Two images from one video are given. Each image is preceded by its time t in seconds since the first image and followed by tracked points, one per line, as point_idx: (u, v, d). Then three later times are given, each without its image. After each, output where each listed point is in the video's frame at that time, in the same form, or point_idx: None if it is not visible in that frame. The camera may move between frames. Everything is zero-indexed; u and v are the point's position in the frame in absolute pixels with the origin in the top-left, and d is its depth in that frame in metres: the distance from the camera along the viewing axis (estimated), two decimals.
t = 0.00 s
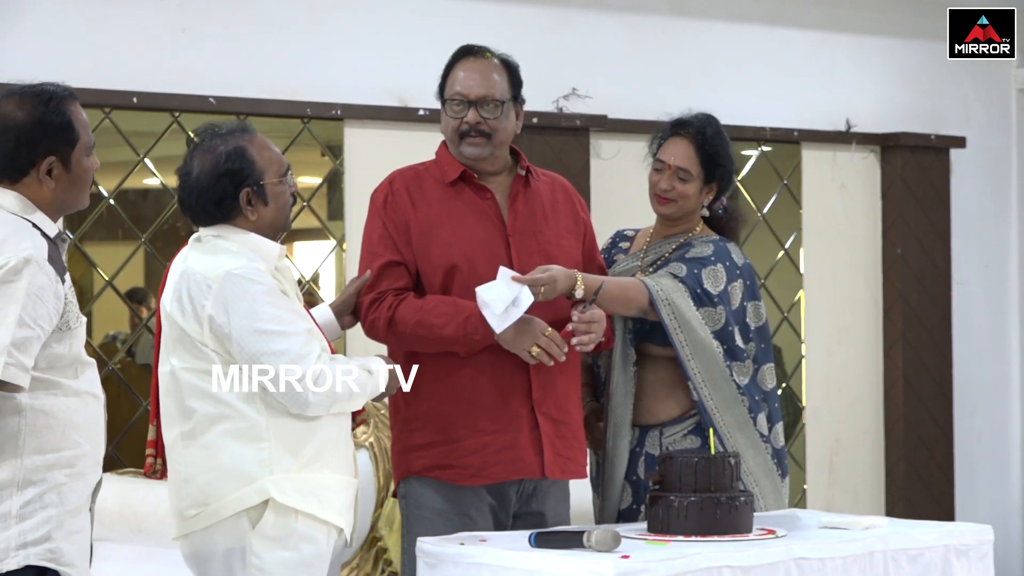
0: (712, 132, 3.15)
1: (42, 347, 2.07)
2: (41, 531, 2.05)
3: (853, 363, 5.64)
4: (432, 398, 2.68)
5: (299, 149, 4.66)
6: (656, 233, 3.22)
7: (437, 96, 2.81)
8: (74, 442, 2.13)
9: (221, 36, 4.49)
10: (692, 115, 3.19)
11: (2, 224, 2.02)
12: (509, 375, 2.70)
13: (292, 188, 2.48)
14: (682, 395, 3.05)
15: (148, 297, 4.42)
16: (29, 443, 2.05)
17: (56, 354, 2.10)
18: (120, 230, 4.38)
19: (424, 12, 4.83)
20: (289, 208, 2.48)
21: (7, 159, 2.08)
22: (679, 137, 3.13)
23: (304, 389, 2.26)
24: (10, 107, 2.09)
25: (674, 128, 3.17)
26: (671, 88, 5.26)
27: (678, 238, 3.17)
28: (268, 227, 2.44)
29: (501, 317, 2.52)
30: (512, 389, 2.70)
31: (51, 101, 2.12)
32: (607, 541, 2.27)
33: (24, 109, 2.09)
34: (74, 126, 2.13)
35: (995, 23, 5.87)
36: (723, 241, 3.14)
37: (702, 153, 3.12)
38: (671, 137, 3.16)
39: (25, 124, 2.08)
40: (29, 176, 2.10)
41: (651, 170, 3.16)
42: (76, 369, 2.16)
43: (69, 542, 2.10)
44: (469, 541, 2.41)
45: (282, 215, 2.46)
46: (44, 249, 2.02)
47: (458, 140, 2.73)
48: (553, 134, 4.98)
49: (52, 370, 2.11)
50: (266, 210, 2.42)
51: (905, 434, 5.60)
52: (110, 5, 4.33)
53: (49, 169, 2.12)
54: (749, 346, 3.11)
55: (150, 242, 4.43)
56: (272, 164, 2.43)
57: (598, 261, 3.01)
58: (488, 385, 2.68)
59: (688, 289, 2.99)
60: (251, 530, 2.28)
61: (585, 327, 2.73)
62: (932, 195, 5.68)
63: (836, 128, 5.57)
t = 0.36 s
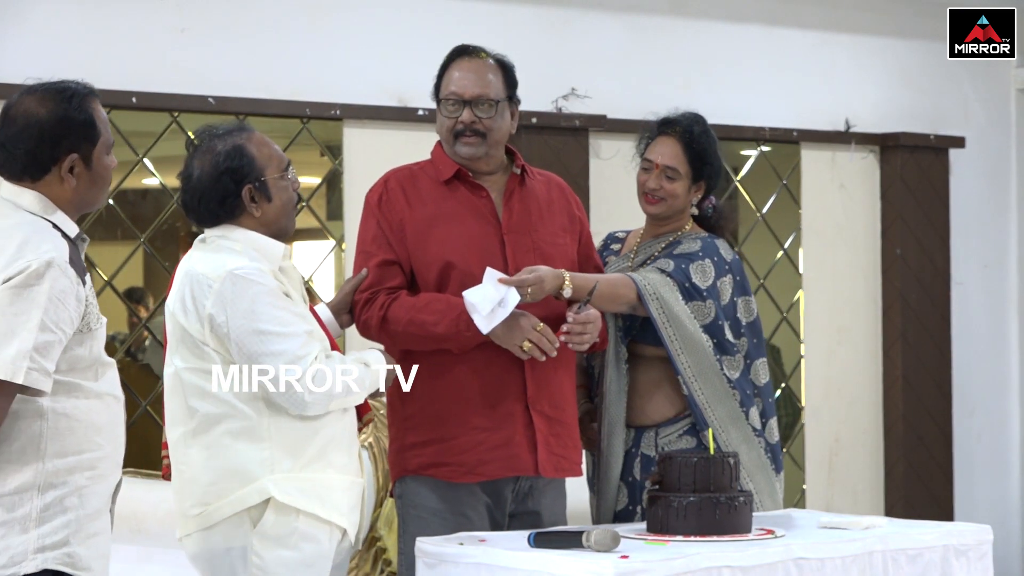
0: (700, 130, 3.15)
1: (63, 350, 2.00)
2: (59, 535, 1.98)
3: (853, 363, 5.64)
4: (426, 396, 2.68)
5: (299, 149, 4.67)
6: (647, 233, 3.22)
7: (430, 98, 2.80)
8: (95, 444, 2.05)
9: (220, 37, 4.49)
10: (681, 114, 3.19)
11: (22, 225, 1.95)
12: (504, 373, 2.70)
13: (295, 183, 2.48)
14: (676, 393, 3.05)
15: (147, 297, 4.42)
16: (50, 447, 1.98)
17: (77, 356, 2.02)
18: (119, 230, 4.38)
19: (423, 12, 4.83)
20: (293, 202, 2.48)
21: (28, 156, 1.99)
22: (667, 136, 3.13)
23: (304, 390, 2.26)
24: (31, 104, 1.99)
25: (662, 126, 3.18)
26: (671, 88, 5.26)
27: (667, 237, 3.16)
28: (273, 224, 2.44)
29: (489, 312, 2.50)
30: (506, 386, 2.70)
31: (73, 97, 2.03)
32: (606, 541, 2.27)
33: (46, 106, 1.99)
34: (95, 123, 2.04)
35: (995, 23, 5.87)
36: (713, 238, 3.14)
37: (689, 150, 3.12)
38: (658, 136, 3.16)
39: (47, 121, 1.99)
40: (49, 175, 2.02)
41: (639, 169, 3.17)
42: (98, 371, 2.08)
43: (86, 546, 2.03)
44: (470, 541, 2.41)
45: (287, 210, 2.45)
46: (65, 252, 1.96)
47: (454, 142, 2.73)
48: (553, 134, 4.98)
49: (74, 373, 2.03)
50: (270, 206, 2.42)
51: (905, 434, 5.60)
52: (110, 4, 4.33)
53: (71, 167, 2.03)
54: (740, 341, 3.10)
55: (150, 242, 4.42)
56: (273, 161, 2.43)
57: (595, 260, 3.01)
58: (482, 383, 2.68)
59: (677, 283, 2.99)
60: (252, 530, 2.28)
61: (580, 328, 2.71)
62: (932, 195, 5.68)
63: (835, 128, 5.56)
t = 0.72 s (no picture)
0: (697, 130, 3.15)
1: (77, 350, 2.00)
2: (70, 535, 1.98)
3: (853, 364, 5.65)
4: (424, 397, 2.68)
5: (300, 149, 4.67)
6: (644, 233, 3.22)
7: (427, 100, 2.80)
8: (108, 445, 2.05)
9: (221, 37, 4.49)
10: (677, 114, 3.19)
11: (36, 229, 1.96)
12: (501, 372, 2.70)
13: (297, 180, 2.48)
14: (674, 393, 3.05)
15: (147, 297, 4.43)
16: (63, 448, 1.98)
17: (90, 357, 2.02)
18: (118, 230, 4.39)
19: (423, 11, 4.83)
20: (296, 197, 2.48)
21: (45, 157, 1.99)
22: (664, 136, 3.13)
23: (304, 391, 2.25)
24: (49, 104, 1.99)
25: (660, 125, 3.18)
26: (672, 88, 5.26)
27: (664, 237, 3.16)
28: (278, 221, 2.44)
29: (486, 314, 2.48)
30: (504, 386, 2.70)
31: (90, 99, 2.02)
32: (607, 541, 2.27)
33: (64, 107, 1.99)
34: (112, 124, 2.04)
35: (995, 23, 5.87)
36: (709, 238, 3.13)
37: (686, 150, 3.12)
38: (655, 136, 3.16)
39: (64, 122, 1.99)
40: (66, 175, 2.01)
41: (637, 169, 3.17)
42: (111, 372, 2.08)
43: (97, 547, 2.03)
44: (470, 541, 2.41)
45: (290, 206, 2.46)
46: (78, 253, 1.96)
47: (452, 143, 2.73)
48: (553, 134, 4.98)
49: (88, 374, 2.03)
50: (273, 203, 2.42)
51: (905, 435, 5.60)
52: (111, 5, 4.33)
53: (87, 167, 2.03)
54: (737, 340, 3.11)
55: (150, 243, 4.43)
56: (274, 159, 2.43)
57: (593, 260, 3.01)
58: (479, 382, 2.68)
59: (672, 281, 2.99)
60: (255, 530, 2.29)
61: (580, 331, 2.69)
62: (932, 195, 5.68)
63: (835, 128, 5.56)
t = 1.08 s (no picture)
0: (695, 130, 3.15)
1: (74, 346, 2.00)
2: (78, 530, 1.98)
3: (853, 364, 5.64)
4: (424, 397, 2.67)
5: (300, 149, 4.67)
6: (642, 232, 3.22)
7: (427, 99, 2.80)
8: (115, 439, 2.05)
9: (221, 36, 4.49)
10: (676, 113, 3.19)
11: (26, 226, 1.96)
12: (501, 373, 2.70)
13: (308, 188, 2.47)
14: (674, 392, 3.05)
15: (148, 296, 4.43)
16: (67, 443, 1.98)
17: (90, 352, 2.02)
18: (119, 230, 4.38)
19: (423, 11, 4.83)
20: (302, 205, 2.46)
21: (37, 156, 2.00)
22: (661, 135, 3.13)
23: (304, 391, 2.25)
24: (39, 105, 1.99)
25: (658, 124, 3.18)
26: (672, 88, 5.25)
27: (661, 237, 3.16)
28: (277, 224, 2.43)
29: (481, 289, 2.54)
30: (504, 387, 2.70)
31: (81, 98, 2.03)
32: (607, 541, 2.27)
33: (54, 107, 2.00)
34: (103, 122, 2.04)
35: (995, 23, 5.87)
36: (707, 235, 3.13)
37: (684, 149, 3.11)
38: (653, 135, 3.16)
39: (55, 121, 1.99)
40: (58, 174, 2.02)
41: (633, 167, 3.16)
42: (115, 365, 2.08)
43: (106, 541, 2.03)
44: (471, 540, 2.41)
45: (291, 213, 2.44)
46: (69, 250, 1.95)
47: (452, 141, 2.73)
48: (553, 134, 4.97)
49: (88, 369, 2.03)
50: (272, 206, 2.41)
51: (905, 434, 5.60)
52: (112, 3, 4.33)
53: (80, 166, 2.03)
54: (736, 336, 3.11)
55: (150, 242, 4.43)
56: (279, 162, 2.43)
57: (592, 260, 3.00)
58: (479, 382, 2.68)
59: (669, 277, 2.99)
60: (253, 530, 2.28)
61: (583, 330, 2.70)
62: (932, 195, 5.68)
63: (835, 128, 5.56)
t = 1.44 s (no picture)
0: (694, 130, 3.15)
1: (75, 345, 2.00)
2: (77, 529, 1.98)
3: (852, 364, 5.64)
4: (424, 398, 2.67)
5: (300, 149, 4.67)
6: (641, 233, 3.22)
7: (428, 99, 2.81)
8: (115, 437, 2.05)
9: (221, 36, 4.49)
10: (676, 113, 3.19)
11: (26, 226, 1.96)
12: (500, 374, 2.69)
13: (319, 215, 2.46)
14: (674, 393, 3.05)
15: (148, 296, 4.43)
16: (67, 442, 1.98)
17: (90, 350, 2.02)
18: (119, 230, 4.38)
19: (422, 11, 4.83)
20: (306, 227, 2.45)
21: (37, 156, 2.00)
22: (660, 135, 3.13)
23: (304, 389, 2.24)
24: (39, 105, 1.99)
25: (658, 124, 3.18)
26: (672, 88, 5.25)
27: (660, 237, 3.16)
28: (276, 232, 2.43)
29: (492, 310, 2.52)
30: (503, 388, 2.69)
31: (82, 98, 2.03)
32: (607, 541, 2.27)
33: (54, 107, 2.00)
34: (103, 121, 2.04)
35: (995, 23, 5.87)
36: (706, 235, 3.13)
37: (683, 150, 3.12)
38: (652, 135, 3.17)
39: (56, 121, 1.99)
40: (58, 173, 2.02)
41: (632, 167, 3.17)
42: (115, 364, 2.08)
43: (105, 540, 2.03)
44: (470, 541, 2.41)
45: (295, 229, 2.44)
46: (69, 249, 1.95)
47: (453, 141, 2.73)
48: (553, 134, 4.97)
49: (89, 368, 2.03)
50: (274, 213, 2.42)
51: (905, 435, 5.60)
52: (112, 3, 4.33)
53: (81, 165, 2.03)
54: (735, 336, 3.11)
55: (150, 242, 4.43)
56: (300, 177, 2.43)
57: (592, 261, 3.00)
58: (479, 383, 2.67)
59: (669, 277, 2.99)
60: (248, 530, 2.28)
61: (585, 332, 2.71)
62: (931, 195, 5.68)
63: (835, 129, 5.57)
